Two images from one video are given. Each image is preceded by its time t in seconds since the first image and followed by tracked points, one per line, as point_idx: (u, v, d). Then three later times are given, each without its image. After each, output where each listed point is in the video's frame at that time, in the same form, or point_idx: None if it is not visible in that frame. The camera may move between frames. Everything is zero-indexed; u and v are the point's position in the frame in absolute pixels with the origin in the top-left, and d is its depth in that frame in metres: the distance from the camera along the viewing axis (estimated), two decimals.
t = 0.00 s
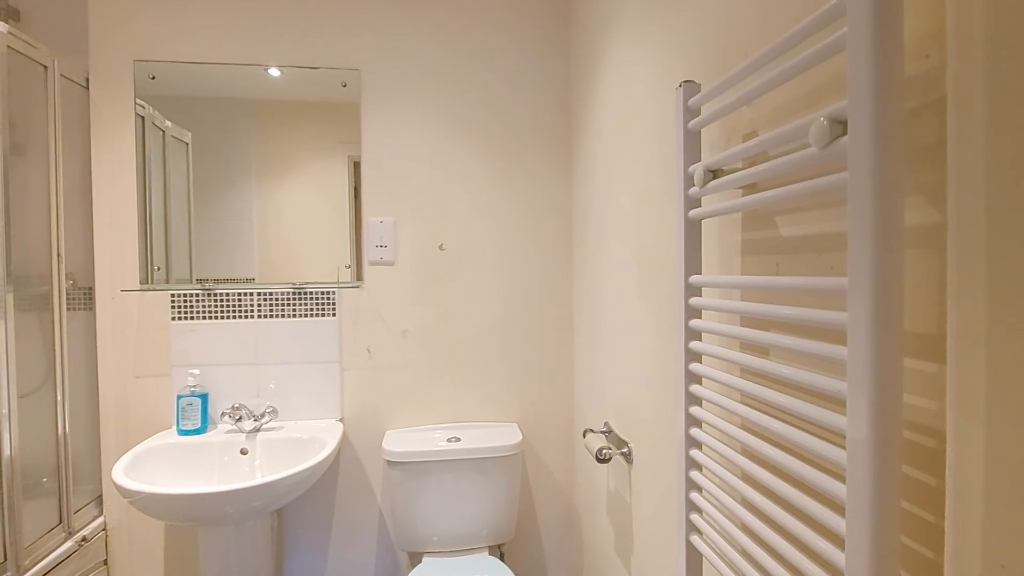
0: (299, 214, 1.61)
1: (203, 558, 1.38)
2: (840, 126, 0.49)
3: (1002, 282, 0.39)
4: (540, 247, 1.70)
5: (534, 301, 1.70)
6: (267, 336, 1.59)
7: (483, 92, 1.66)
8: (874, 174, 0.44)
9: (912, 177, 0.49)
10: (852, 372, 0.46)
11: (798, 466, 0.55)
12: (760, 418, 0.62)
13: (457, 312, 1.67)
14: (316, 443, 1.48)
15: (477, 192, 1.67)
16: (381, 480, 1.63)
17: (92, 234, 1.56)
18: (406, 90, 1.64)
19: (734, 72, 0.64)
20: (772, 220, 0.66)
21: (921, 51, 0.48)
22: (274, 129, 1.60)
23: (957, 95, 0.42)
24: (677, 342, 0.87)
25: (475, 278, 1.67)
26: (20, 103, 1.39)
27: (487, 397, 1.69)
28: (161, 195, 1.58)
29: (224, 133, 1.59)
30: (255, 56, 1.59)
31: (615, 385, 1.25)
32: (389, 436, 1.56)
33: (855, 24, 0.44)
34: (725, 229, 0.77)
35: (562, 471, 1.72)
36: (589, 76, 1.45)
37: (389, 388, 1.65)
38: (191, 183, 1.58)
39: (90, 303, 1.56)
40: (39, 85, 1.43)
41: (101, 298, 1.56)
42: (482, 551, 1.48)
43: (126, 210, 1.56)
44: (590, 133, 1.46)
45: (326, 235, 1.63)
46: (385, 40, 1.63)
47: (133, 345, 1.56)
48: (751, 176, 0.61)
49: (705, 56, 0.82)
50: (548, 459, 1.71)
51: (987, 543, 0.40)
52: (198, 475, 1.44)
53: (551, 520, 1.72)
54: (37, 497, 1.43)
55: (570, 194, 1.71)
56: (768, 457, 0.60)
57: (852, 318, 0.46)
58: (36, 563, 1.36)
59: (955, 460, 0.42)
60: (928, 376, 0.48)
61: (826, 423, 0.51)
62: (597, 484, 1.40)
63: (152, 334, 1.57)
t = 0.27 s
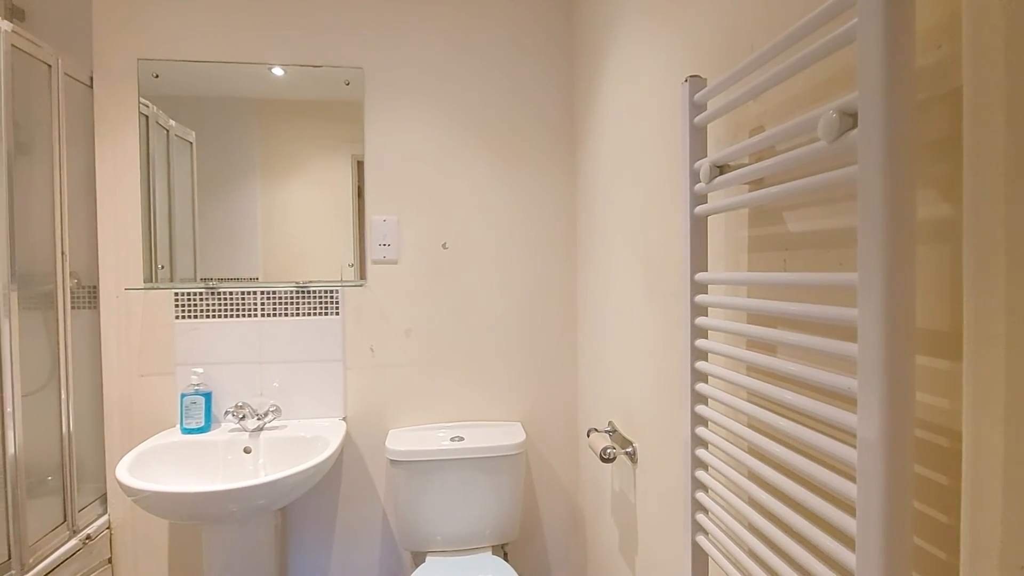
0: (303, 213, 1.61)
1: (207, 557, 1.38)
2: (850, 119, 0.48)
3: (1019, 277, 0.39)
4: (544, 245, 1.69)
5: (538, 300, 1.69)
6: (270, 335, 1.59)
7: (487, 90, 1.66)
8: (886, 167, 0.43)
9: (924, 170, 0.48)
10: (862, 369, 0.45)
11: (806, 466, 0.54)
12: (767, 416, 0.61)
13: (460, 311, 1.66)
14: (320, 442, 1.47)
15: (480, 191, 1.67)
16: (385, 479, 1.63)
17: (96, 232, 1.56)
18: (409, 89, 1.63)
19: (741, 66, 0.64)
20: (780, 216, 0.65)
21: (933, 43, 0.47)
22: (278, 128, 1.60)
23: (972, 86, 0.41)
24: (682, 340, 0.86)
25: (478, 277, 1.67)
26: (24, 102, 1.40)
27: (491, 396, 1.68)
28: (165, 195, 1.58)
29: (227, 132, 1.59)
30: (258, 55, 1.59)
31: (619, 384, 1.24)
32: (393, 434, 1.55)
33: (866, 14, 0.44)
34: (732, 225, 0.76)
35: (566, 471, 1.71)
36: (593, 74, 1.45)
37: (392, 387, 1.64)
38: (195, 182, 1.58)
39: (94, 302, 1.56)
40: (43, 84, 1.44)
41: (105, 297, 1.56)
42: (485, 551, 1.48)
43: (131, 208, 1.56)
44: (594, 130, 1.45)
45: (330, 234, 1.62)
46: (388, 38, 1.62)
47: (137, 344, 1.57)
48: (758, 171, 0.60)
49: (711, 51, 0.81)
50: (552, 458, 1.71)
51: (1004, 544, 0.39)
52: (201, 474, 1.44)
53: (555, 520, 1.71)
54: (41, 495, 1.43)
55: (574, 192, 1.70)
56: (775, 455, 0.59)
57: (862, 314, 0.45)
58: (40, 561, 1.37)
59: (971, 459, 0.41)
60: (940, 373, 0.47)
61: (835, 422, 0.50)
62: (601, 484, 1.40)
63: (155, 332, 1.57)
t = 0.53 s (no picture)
0: (306, 213, 1.62)
1: (212, 555, 1.38)
2: (854, 116, 0.48)
3: None
4: (548, 245, 1.69)
5: (541, 299, 1.69)
6: (274, 334, 1.60)
7: (490, 89, 1.66)
8: (890, 165, 0.43)
9: (928, 168, 0.48)
10: (866, 367, 0.45)
11: (808, 464, 0.54)
12: (770, 415, 0.61)
13: (464, 311, 1.67)
14: (323, 441, 1.48)
15: (483, 190, 1.67)
16: (388, 477, 1.63)
17: (102, 232, 1.57)
18: (413, 88, 1.63)
19: (744, 63, 0.63)
20: (783, 214, 0.65)
21: (937, 39, 0.47)
22: (282, 128, 1.60)
23: (977, 82, 0.41)
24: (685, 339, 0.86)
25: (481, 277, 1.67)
26: (30, 102, 1.41)
27: (494, 396, 1.68)
28: (170, 194, 1.59)
29: (232, 132, 1.59)
30: (262, 55, 1.59)
31: (622, 383, 1.24)
32: (396, 434, 1.56)
33: (870, 10, 0.43)
34: (735, 224, 0.76)
35: (569, 471, 1.71)
36: (597, 73, 1.44)
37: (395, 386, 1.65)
38: (200, 182, 1.59)
39: (100, 302, 1.57)
40: (50, 85, 1.45)
41: (110, 296, 1.57)
42: (488, 550, 1.48)
43: (136, 208, 1.57)
44: (598, 130, 1.45)
45: (333, 234, 1.63)
46: (391, 38, 1.62)
47: (142, 343, 1.57)
48: (761, 169, 0.60)
49: (714, 49, 0.81)
50: (556, 458, 1.70)
51: (1010, 544, 0.39)
52: (206, 472, 1.44)
53: (558, 519, 1.71)
54: (48, 493, 1.44)
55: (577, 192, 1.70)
56: (778, 454, 0.59)
57: (866, 312, 0.45)
58: (46, 558, 1.37)
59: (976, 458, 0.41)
60: (945, 371, 0.47)
61: (838, 421, 0.50)
62: (604, 484, 1.40)
63: (160, 331, 1.58)
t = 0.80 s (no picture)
0: (311, 212, 1.62)
1: (217, 553, 1.39)
2: (863, 113, 0.47)
3: None
4: (552, 244, 1.68)
5: (545, 298, 1.69)
6: (279, 333, 1.60)
7: (494, 89, 1.65)
8: (901, 162, 0.42)
9: (939, 165, 0.47)
10: (876, 368, 0.45)
11: (816, 466, 0.54)
12: (777, 416, 0.60)
13: (468, 310, 1.66)
14: (328, 441, 1.48)
15: (488, 189, 1.66)
16: (393, 477, 1.63)
17: (108, 232, 1.57)
18: (417, 87, 1.63)
19: (751, 60, 0.63)
20: (791, 213, 0.64)
21: (949, 35, 0.46)
22: (286, 128, 1.60)
23: (991, 76, 0.40)
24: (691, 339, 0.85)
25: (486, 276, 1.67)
26: (37, 102, 1.43)
27: (498, 395, 1.68)
28: (175, 194, 1.59)
29: (236, 132, 1.59)
30: (267, 55, 1.59)
31: (627, 383, 1.23)
32: (401, 433, 1.56)
33: (880, 5, 0.43)
34: (741, 223, 0.75)
35: (574, 471, 1.70)
36: (601, 72, 1.44)
37: (400, 386, 1.65)
38: (205, 181, 1.59)
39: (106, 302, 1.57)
40: (55, 85, 1.46)
41: (116, 296, 1.57)
42: (493, 550, 1.48)
43: (142, 208, 1.57)
44: (602, 128, 1.44)
45: (338, 233, 1.63)
46: (396, 37, 1.62)
47: (148, 342, 1.58)
48: (768, 167, 0.60)
49: (720, 47, 0.80)
50: (561, 458, 1.70)
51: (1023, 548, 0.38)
52: (211, 471, 1.45)
53: (563, 519, 1.70)
54: (55, 492, 1.45)
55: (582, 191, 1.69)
56: (785, 456, 0.58)
57: (876, 312, 0.44)
58: (53, 557, 1.38)
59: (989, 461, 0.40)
60: (956, 372, 0.46)
61: (847, 422, 0.49)
62: (609, 484, 1.39)
63: (166, 331, 1.58)
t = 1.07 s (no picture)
0: (318, 213, 1.62)
1: (226, 551, 1.40)
2: (873, 112, 0.47)
3: None
4: (559, 244, 1.68)
5: (552, 298, 1.68)
6: (287, 333, 1.61)
7: (500, 89, 1.65)
8: (911, 161, 0.42)
9: (950, 165, 0.47)
10: (886, 370, 0.44)
11: (824, 468, 0.53)
12: (785, 418, 0.59)
13: (474, 310, 1.66)
14: (335, 440, 1.48)
15: (494, 189, 1.66)
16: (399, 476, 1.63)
17: (118, 232, 1.58)
18: (423, 88, 1.63)
19: (759, 59, 0.62)
20: (799, 213, 0.64)
21: (960, 33, 0.46)
22: (294, 128, 1.61)
23: (1002, 74, 0.40)
24: (698, 340, 0.85)
25: (492, 276, 1.67)
26: (47, 104, 1.44)
27: (505, 395, 1.68)
28: (184, 195, 1.60)
29: (244, 133, 1.60)
30: (274, 56, 1.60)
31: (634, 384, 1.23)
32: (407, 433, 1.56)
33: (890, 3, 0.42)
34: (749, 223, 0.74)
35: (581, 471, 1.70)
36: (608, 71, 1.43)
37: (406, 385, 1.65)
38: (213, 182, 1.60)
39: (116, 301, 1.59)
40: (66, 87, 1.47)
41: (126, 297, 1.59)
42: (499, 550, 1.48)
43: (151, 209, 1.58)
44: (609, 128, 1.44)
45: (345, 233, 1.63)
46: (402, 38, 1.63)
47: (157, 341, 1.59)
48: (777, 167, 0.59)
49: (727, 46, 0.80)
50: (567, 458, 1.70)
51: None
52: (219, 469, 1.46)
53: (569, 520, 1.70)
54: (66, 489, 1.47)
55: (589, 191, 1.69)
56: (793, 457, 0.58)
57: (885, 313, 0.44)
58: (64, 553, 1.40)
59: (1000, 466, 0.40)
60: (968, 374, 0.46)
61: (856, 424, 0.49)
62: (615, 485, 1.39)
63: (175, 330, 1.59)
